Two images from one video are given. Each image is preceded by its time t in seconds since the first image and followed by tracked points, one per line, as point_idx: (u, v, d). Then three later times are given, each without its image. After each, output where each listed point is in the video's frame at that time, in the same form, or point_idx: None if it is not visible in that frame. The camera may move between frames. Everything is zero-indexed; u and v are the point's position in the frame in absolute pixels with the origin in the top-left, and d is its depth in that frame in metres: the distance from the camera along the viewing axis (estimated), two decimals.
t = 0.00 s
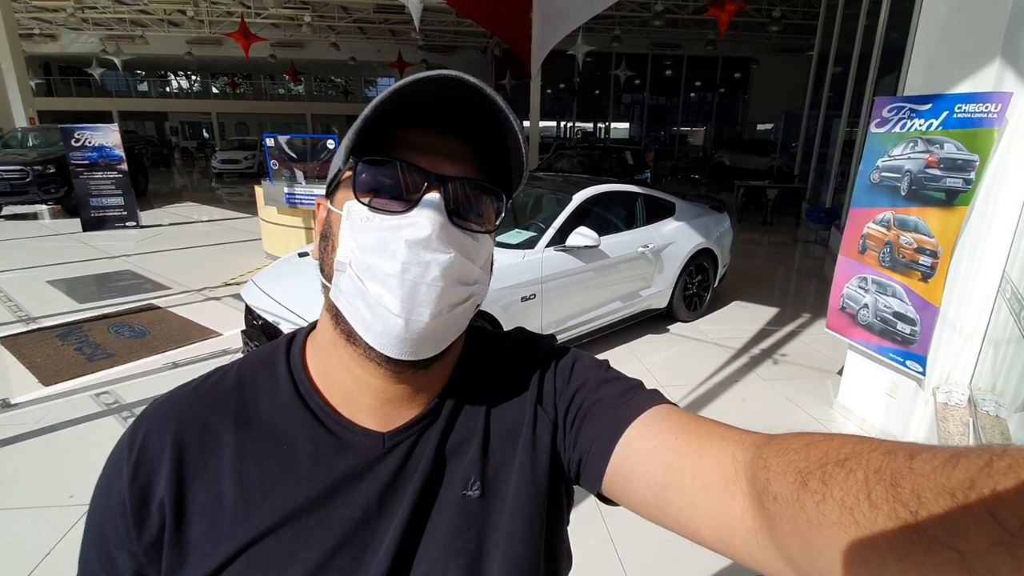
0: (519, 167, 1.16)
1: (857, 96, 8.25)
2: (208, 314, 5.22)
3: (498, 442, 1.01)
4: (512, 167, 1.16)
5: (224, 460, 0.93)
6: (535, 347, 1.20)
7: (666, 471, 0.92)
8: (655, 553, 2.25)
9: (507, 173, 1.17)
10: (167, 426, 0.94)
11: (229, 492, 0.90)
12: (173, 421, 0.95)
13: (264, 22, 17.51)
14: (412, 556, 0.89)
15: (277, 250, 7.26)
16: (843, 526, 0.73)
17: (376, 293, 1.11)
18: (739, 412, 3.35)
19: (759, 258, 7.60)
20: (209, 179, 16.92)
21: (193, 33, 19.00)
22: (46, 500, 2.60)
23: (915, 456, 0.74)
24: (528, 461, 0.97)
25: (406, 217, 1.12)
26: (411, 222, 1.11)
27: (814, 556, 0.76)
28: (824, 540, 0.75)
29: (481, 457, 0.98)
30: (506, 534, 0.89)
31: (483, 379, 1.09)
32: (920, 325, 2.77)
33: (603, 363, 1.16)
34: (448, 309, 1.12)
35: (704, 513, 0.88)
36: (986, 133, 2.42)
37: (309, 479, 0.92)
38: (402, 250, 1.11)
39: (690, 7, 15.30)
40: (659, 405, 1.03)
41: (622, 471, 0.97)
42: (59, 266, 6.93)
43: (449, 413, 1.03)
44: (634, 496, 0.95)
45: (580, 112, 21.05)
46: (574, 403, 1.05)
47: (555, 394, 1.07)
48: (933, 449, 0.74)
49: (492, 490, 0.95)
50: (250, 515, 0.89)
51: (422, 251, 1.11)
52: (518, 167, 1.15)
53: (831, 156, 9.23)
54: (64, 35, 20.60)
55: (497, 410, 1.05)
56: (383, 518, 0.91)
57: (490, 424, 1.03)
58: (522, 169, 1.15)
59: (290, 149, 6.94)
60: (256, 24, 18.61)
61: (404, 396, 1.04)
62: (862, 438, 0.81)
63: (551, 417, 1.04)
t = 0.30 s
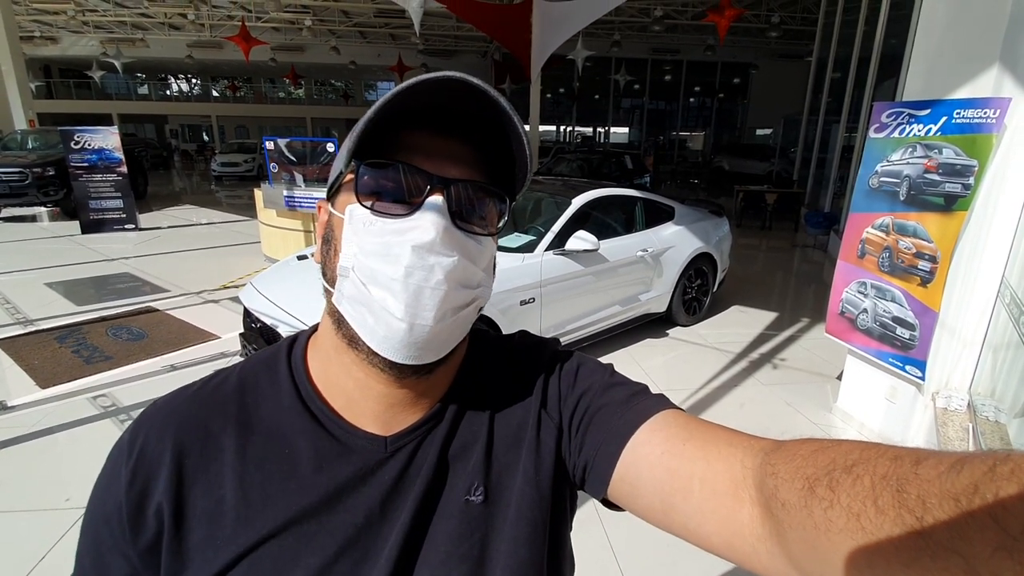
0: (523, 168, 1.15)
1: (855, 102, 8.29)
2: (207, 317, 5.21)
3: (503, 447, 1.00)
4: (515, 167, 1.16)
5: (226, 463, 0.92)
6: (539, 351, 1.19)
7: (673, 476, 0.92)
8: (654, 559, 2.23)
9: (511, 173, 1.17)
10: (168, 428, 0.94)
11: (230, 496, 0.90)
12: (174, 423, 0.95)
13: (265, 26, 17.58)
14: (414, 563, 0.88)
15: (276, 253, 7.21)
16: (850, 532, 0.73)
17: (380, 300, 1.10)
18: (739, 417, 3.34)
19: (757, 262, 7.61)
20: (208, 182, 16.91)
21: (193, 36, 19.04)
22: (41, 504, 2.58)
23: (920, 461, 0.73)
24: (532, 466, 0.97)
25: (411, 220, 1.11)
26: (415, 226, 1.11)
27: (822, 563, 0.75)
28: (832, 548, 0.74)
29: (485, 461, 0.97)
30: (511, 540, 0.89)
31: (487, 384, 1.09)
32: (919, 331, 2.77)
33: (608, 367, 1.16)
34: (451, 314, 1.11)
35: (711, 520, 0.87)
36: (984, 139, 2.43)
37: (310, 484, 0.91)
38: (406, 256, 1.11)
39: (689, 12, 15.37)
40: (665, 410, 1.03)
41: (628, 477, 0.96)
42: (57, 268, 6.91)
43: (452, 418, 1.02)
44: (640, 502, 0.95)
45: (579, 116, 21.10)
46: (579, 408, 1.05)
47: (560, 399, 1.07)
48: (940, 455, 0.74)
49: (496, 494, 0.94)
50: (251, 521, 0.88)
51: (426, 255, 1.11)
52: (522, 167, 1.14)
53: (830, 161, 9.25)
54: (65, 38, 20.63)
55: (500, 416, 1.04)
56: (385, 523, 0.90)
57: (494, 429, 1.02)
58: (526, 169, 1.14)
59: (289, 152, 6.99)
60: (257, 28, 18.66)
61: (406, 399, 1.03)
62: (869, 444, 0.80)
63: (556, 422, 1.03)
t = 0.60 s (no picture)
0: (524, 165, 1.14)
1: (855, 106, 8.31)
2: (206, 318, 5.21)
3: (499, 439, 1.01)
4: (515, 164, 1.15)
5: (226, 451, 0.93)
6: (538, 347, 1.19)
7: (666, 471, 0.92)
8: (652, 556, 2.24)
9: (511, 170, 1.16)
10: (171, 415, 0.95)
11: (230, 483, 0.90)
12: (178, 409, 0.96)
13: (266, 28, 17.64)
14: (411, 553, 0.88)
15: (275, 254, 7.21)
16: (838, 528, 0.73)
17: (380, 300, 1.11)
18: (737, 419, 3.34)
19: (756, 265, 7.62)
20: (209, 184, 16.94)
21: (194, 39, 19.09)
22: (39, 504, 2.58)
23: (907, 458, 0.73)
24: (529, 458, 0.97)
25: (411, 222, 1.12)
26: (416, 228, 1.12)
27: (808, 558, 0.76)
28: (820, 544, 0.75)
29: (481, 454, 0.97)
30: (506, 531, 0.89)
31: (484, 379, 1.10)
32: (917, 333, 2.78)
33: (604, 363, 1.16)
34: (452, 312, 1.13)
35: (702, 515, 0.88)
36: (982, 142, 2.43)
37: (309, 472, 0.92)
38: (407, 260, 1.13)
39: (689, 16, 15.41)
40: (658, 406, 1.03)
41: (622, 472, 0.96)
42: (56, 269, 6.91)
43: (449, 413, 1.02)
44: (632, 497, 0.95)
45: (579, 119, 21.15)
46: (574, 403, 1.05)
47: (556, 393, 1.07)
48: (926, 453, 0.74)
49: (491, 487, 0.95)
50: (250, 506, 0.89)
51: (429, 259, 1.13)
52: (523, 166, 1.14)
53: (829, 165, 9.26)
54: (66, 39, 20.67)
55: (497, 410, 1.05)
56: (383, 514, 0.90)
57: (491, 422, 1.03)
58: (527, 168, 1.14)
59: (290, 155, 7.02)
60: (257, 30, 18.69)
61: (404, 393, 1.04)
62: (858, 442, 0.80)
63: (552, 417, 1.04)
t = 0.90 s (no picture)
0: (530, 172, 1.15)
1: (854, 108, 8.32)
2: (205, 319, 5.21)
3: (499, 443, 1.00)
4: (523, 170, 1.15)
5: (224, 452, 0.92)
6: (539, 351, 1.19)
7: (665, 476, 0.92)
8: (651, 559, 2.24)
9: (519, 177, 1.16)
10: (170, 414, 0.94)
11: (228, 483, 0.90)
12: (177, 406, 0.95)
13: (266, 29, 17.65)
14: (409, 556, 0.88)
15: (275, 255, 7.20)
16: (837, 536, 0.73)
17: (384, 304, 1.11)
18: (737, 421, 3.33)
19: (756, 267, 7.62)
20: (209, 185, 16.96)
21: (195, 40, 19.13)
22: (38, 505, 2.57)
23: (908, 466, 0.73)
24: (528, 463, 0.97)
25: (416, 226, 1.12)
26: (422, 234, 1.12)
27: (809, 565, 0.75)
28: (820, 550, 0.74)
29: (481, 457, 0.97)
30: (505, 536, 0.88)
31: (486, 383, 1.09)
32: (918, 335, 2.77)
33: (605, 367, 1.16)
34: (458, 316, 1.12)
35: (702, 521, 0.87)
36: (982, 144, 2.42)
37: (309, 473, 0.91)
38: (412, 265, 1.11)
39: (689, 18, 15.44)
40: (659, 411, 1.03)
41: (622, 477, 0.96)
42: (56, 269, 6.91)
43: (449, 416, 1.02)
44: (632, 503, 0.95)
45: (579, 121, 21.18)
46: (574, 407, 1.05)
47: (556, 397, 1.07)
48: (928, 461, 0.73)
49: (490, 492, 0.94)
50: (248, 506, 0.88)
51: (433, 265, 1.11)
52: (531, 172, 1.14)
53: (830, 167, 9.26)
54: (67, 40, 20.72)
55: (498, 414, 1.04)
56: (381, 516, 0.90)
57: (492, 426, 1.02)
58: (534, 173, 1.14)
59: (290, 156, 7.03)
60: (258, 32, 18.74)
61: (407, 398, 1.03)
62: (860, 449, 0.80)
63: (551, 421, 1.03)
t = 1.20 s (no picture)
0: (529, 177, 1.14)
1: (853, 109, 8.33)
2: (205, 319, 5.21)
3: (499, 453, 1.00)
4: (521, 175, 1.15)
5: (222, 467, 0.92)
6: (539, 358, 1.19)
7: (668, 485, 0.92)
8: (651, 563, 2.24)
9: (517, 181, 1.16)
10: (166, 431, 0.94)
11: (226, 499, 0.90)
12: (172, 425, 0.95)
13: (266, 30, 17.63)
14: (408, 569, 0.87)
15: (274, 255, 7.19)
16: (842, 544, 0.73)
17: (383, 314, 1.10)
18: (737, 422, 3.33)
19: (756, 268, 7.63)
20: (208, 185, 16.95)
21: (195, 40, 19.13)
22: (36, 507, 2.57)
23: (911, 475, 0.73)
24: (529, 473, 0.97)
25: (415, 235, 1.12)
26: (421, 242, 1.12)
27: None
28: (824, 558, 0.74)
29: (481, 468, 0.97)
30: (506, 548, 0.88)
31: (487, 392, 1.09)
32: (918, 337, 2.77)
33: (607, 374, 1.16)
34: (459, 326, 1.12)
35: (705, 531, 0.87)
36: (982, 146, 2.43)
37: (307, 487, 0.91)
38: (411, 274, 1.11)
39: (688, 19, 15.44)
40: (661, 418, 1.03)
41: (625, 485, 0.96)
42: (55, 270, 6.90)
43: (449, 428, 1.02)
44: (635, 511, 0.95)
45: (578, 121, 21.19)
46: (575, 415, 1.05)
47: (558, 405, 1.07)
48: (932, 469, 0.74)
49: (491, 502, 0.94)
50: (246, 524, 0.88)
51: (432, 273, 1.11)
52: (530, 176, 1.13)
53: (829, 167, 9.27)
54: (66, 40, 20.72)
55: (499, 424, 1.04)
56: (380, 529, 0.90)
57: (492, 438, 1.02)
58: (533, 179, 1.14)
59: (290, 157, 7.03)
60: (257, 32, 18.74)
61: (406, 409, 1.03)
62: (862, 457, 0.80)
63: (553, 429, 1.03)
